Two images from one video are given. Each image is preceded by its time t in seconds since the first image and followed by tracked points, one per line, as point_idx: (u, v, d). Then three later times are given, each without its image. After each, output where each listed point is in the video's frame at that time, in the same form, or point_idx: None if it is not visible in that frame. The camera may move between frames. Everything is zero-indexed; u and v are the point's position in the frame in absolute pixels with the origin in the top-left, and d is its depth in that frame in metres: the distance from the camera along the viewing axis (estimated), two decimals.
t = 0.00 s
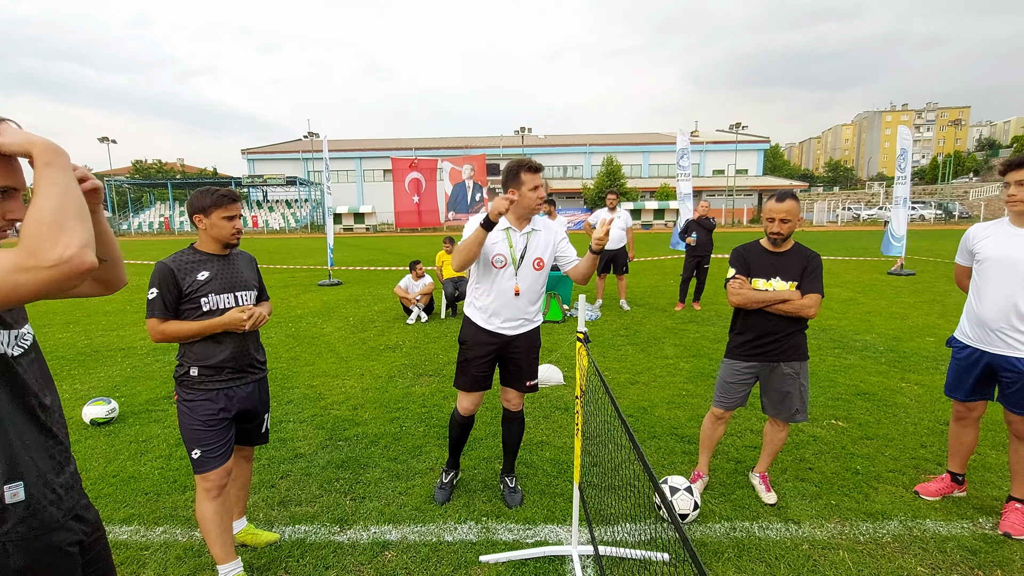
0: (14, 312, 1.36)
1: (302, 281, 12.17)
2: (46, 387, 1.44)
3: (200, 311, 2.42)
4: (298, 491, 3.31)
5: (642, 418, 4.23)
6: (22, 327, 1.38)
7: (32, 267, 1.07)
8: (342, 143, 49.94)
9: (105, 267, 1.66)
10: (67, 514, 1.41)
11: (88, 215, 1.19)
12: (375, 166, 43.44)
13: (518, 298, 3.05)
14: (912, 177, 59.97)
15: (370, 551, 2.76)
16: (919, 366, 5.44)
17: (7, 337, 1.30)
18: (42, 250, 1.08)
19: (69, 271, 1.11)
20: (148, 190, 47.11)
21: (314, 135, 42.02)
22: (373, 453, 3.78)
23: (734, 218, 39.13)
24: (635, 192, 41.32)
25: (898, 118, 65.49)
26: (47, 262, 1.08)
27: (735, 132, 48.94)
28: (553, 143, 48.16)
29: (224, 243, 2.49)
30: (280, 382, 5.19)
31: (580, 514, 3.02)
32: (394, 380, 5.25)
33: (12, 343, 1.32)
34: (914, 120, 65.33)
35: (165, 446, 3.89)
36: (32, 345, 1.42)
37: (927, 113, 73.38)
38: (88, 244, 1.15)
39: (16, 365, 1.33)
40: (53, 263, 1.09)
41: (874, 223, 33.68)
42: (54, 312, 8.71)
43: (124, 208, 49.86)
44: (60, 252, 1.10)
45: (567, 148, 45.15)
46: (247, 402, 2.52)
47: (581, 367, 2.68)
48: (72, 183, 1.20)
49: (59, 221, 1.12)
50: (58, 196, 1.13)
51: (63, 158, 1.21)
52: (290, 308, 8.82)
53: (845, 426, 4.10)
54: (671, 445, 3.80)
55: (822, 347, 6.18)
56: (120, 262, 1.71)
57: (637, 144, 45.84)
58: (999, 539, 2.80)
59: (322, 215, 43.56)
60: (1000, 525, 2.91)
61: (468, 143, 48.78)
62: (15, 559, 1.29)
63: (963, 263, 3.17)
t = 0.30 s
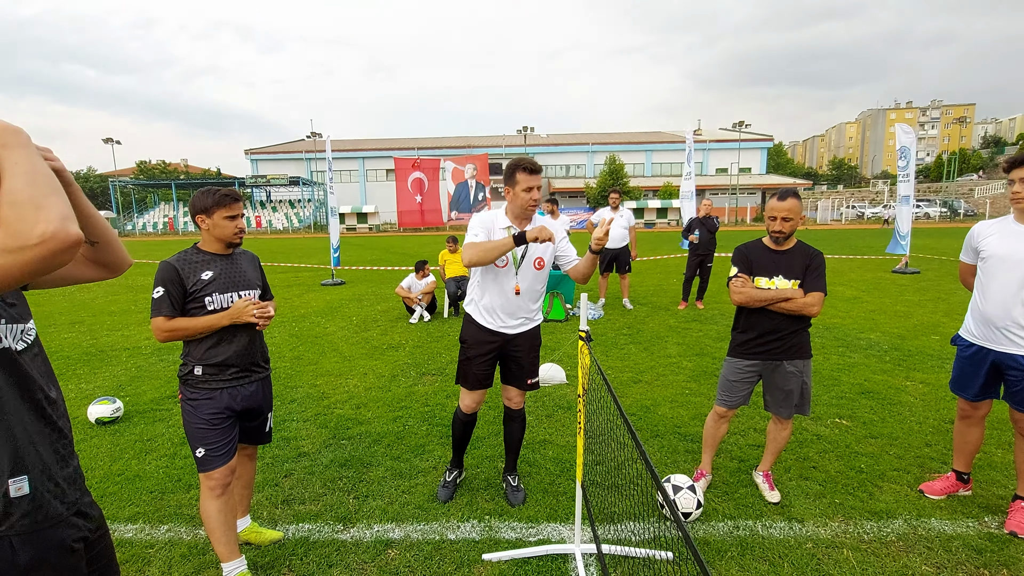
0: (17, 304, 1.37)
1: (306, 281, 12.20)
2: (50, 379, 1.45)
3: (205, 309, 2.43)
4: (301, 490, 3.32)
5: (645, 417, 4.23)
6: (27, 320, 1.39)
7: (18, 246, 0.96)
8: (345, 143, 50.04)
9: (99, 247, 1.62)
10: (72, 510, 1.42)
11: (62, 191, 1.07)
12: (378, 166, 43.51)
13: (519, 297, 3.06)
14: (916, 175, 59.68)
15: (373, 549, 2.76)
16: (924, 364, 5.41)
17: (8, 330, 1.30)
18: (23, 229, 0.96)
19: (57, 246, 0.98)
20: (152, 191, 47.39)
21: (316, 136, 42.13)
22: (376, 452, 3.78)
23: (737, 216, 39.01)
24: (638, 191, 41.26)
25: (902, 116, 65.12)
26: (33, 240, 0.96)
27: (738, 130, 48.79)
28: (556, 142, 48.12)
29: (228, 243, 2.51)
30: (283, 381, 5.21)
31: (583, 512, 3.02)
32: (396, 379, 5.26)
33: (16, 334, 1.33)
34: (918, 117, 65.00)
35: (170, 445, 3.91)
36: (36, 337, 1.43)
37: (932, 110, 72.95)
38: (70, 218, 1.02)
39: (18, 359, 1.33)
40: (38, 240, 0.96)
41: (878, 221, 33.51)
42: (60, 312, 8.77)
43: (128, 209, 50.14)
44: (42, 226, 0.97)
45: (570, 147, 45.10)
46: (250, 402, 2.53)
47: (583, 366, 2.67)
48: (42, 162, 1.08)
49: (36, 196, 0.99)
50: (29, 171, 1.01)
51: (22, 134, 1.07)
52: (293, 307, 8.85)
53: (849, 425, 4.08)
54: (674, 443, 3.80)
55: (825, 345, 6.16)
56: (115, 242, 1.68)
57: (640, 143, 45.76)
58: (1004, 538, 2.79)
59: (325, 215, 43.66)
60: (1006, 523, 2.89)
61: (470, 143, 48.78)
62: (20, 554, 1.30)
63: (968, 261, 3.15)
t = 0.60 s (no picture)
0: (17, 304, 1.38)
1: (308, 281, 12.22)
2: (50, 379, 1.46)
3: (208, 309, 2.44)
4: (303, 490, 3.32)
5: (647, 418, 4.22)
6: (28, 321, 1.40)
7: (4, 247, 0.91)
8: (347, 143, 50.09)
9: (99, 249, 1.62)
10: (71, 510, 1.42)
11: (51, 194, 1.04)
12: (380, 166, 43.53)
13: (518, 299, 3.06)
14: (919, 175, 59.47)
15: (374, 549, 2.77)
16: (926, 364, 5.39)
17: (8, 331, 1.32)
18: (11, 231, 0.92)
19: (48, 249, 0.95)
20: (155, 191, 47.56)
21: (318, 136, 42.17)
22: (377, 453, 3.79)
23: (739, 216, 38.92)
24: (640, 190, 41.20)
25: (905, 115, 64.90)
26: (23, 242, 0.92)
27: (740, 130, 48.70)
28: (557, 142, 48.10)
29: (230, 242, 2.51)
30: (285, 381, 5.22)
31: (584, 513, 3.01)
32: (398, 379, 5.26)
33: (17, 335, 1.34)
34: (921, 117, 64.77)
35: (172, 445, 3.92)
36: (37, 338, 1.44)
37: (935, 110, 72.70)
38: (60, 220, 0.99)
39: (18, 360, 1.34)
40: (31, 244, 0.93)
41: (881, 221, 33.39)
42: (63, 312, 8.80)
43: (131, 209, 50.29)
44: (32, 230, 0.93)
45: (571, 147, 45.08)
46: (251, 402, 2.53)
47: (585, 365, 2.67)
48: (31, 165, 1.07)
49: (23, 199, 0.96)
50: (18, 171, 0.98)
51: (12, 138, 1.04)
52: (295, 307, 8.87)
53: (851, 426, 4.07)
54: (676, 444, 3.79)
55: (828, 345, 6.14)
56: (116, 242, 1.69)
57: (642, 143, 45.70)
58: (1007, 539, 2.77)
59: (327, 216, 43.72)
60: (1009, 525, 2.88)
61: (472, 143, 48.76)
62: (22, 554, 1.30)
63: (972, 261, 3.14)
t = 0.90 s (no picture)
0: (18, 306, 1.39)
1: (309, 281, 12.23)
2: (49, 382, 1.46)
3: (207, 310, 2.44)
4: (304, 490, 3.32)
5: (648, 418, 4.21)
6: (29, 322, 1.40)
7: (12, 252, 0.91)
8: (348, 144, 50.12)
9: (100, 250, 1.61)
10: (72, 511, 1.42)
11: (58, 200, 1.04)
12: (381, 166, 43.55)
13: (505, 299, 3.05)
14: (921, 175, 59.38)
15: (375, 550, 2.76)
16: (928, 365, 5.38)
17: (9, 332, 1.32)
18: (17, 235, 0.92)
19: (53, 255, 0.94)
20: (157, 192, 47.64)
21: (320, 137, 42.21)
22: (378, 453, 3.78)
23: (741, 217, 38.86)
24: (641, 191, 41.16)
25: (907, 115, 64.77)
26: (29, 247, 0.92)
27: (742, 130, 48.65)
28: (558, 142, 48.07)
29: (230, 243, 2.51)
30: (287, 381, 5.22)
31: (586, 514, 3.01)
32: (399, 380, 5.25)
33: (17, 336, 1.35)
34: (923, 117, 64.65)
35: (173, 445, 3.92)
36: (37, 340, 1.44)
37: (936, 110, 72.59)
38: (66, 223, 0.98)
39: (18, 362, 1.34)
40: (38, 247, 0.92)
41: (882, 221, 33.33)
42: (65, 312, 8.81)
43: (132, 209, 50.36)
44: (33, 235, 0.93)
45: (573, 147, 45.05)
46: (252, 402, 2.53)
47: (586, 366, 2.66)
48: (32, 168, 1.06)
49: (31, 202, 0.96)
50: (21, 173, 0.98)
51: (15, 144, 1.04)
52: (296, 308, 8.87)
53: (853, 427, 4.06)
54: (677, 445, 3.78)
55: (830, 346, 6.13)
56: (117, 244, 1.67)
57: (643, 143, 45.69)
58: (1010, 541, 2.76)
59: (328, 216, 43.74)
60: (1012, 526, 2.87)
61: (473, 143, 48.74)
62: (22, 556, 1.30)
63: (977, 261, 3.13)
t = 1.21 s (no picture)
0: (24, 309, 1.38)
1: (309, 282, 12.21)
2: (55, 385, 1.46)
3: (207, 313, 2.44)
4: (303, 491, 3.32)
5: (649, 420, 4.21)
6: (34, 325, 1.40)
7: (45, 270, 1.02)
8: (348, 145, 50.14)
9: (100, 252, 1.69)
10: (74, 513, 1.42)
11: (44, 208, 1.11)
12: (381, 167, 43.55)
13: (494, 300, 3.05)
14: (921, 177, 59.36)
15: (375, 551, 2.76)
16: (929, 367, 5.37)
17: (16, 337, 1.32)
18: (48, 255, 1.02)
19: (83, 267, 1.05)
20: (157, 193, 47.67)
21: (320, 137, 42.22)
22: (378, 454, 3.78)
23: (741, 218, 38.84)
24: (642, 192, 41.16)
25: (907, 116, 64.76)
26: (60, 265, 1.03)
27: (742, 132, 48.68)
28: (559, 143, 48.06)
29: (229, 244, 2.50)
30: (287, 383, 5.22)
31: (587, 515, 3.01)
32: (399, 381, 5.25)
33: (22, 340, 1.34)
34: (923, 118, 64.65)
35: (173, 446, 3.92)
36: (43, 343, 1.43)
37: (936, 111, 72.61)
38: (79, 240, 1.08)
39: (25, 365, 1.35)
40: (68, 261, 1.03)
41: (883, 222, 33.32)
42: (65, 313, 8.80)
43: (132, 210, 50.33)
44: (64, 252, 1.03)
45: (573, 148, 45.05)
46: (252, 403, 2.53)
47: (586, 368, 2.66)
48: None
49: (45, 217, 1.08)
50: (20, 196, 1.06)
51: None
52: (296, 309, 8.87)
53: (854, 428, 4.05)
54: (678, 446, 3.78)
55: (831, 347, 6.13)
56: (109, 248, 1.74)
57: (643, 144, 45.69)
58: (1012, 543, 2.76)
59: (328, 217, 43.72)
60: (1014, 528, 2.86)
61: (473, 144, 48.73)
62: (21, 558, 1.30)
63: (979, 263, 3.12)
